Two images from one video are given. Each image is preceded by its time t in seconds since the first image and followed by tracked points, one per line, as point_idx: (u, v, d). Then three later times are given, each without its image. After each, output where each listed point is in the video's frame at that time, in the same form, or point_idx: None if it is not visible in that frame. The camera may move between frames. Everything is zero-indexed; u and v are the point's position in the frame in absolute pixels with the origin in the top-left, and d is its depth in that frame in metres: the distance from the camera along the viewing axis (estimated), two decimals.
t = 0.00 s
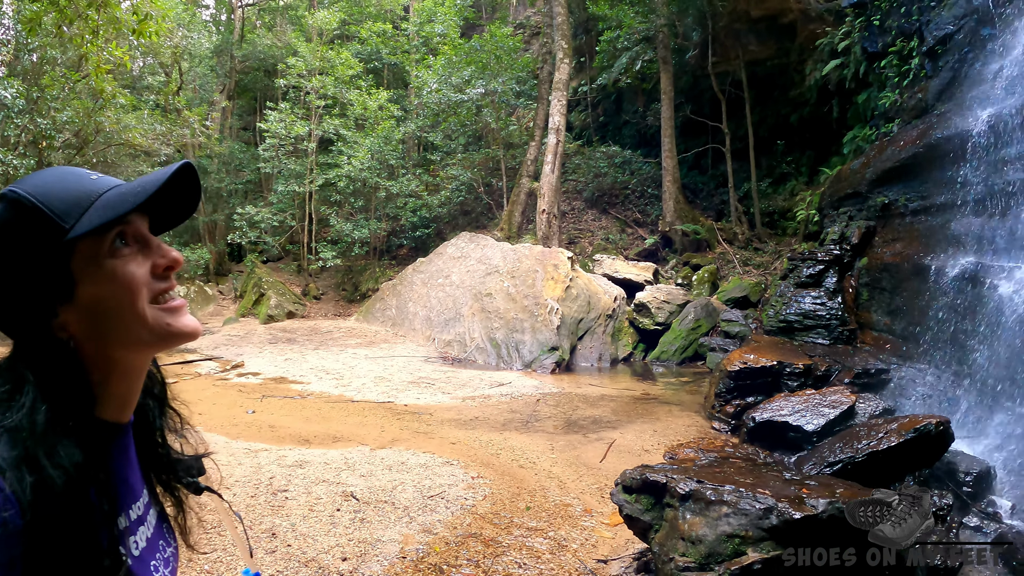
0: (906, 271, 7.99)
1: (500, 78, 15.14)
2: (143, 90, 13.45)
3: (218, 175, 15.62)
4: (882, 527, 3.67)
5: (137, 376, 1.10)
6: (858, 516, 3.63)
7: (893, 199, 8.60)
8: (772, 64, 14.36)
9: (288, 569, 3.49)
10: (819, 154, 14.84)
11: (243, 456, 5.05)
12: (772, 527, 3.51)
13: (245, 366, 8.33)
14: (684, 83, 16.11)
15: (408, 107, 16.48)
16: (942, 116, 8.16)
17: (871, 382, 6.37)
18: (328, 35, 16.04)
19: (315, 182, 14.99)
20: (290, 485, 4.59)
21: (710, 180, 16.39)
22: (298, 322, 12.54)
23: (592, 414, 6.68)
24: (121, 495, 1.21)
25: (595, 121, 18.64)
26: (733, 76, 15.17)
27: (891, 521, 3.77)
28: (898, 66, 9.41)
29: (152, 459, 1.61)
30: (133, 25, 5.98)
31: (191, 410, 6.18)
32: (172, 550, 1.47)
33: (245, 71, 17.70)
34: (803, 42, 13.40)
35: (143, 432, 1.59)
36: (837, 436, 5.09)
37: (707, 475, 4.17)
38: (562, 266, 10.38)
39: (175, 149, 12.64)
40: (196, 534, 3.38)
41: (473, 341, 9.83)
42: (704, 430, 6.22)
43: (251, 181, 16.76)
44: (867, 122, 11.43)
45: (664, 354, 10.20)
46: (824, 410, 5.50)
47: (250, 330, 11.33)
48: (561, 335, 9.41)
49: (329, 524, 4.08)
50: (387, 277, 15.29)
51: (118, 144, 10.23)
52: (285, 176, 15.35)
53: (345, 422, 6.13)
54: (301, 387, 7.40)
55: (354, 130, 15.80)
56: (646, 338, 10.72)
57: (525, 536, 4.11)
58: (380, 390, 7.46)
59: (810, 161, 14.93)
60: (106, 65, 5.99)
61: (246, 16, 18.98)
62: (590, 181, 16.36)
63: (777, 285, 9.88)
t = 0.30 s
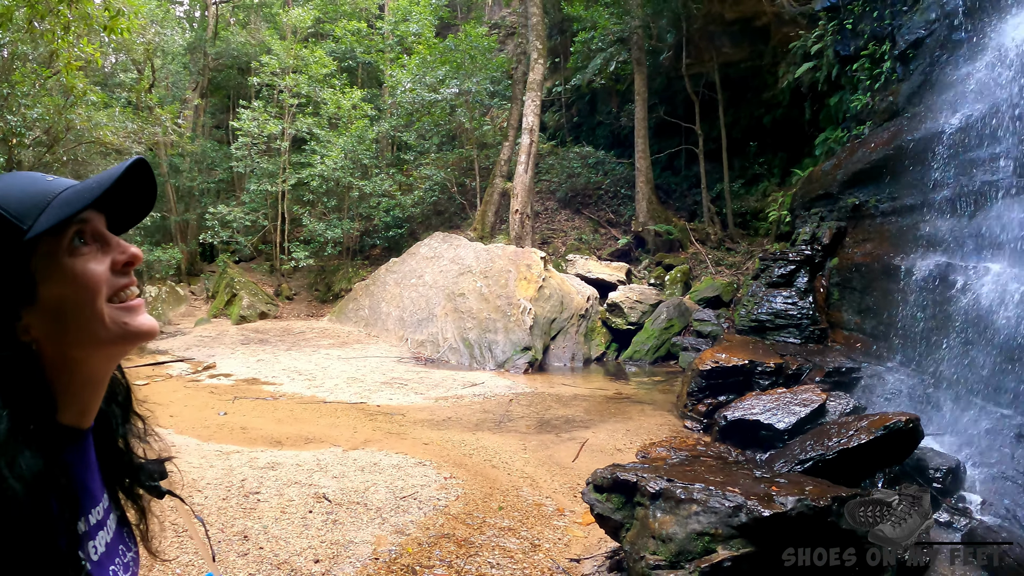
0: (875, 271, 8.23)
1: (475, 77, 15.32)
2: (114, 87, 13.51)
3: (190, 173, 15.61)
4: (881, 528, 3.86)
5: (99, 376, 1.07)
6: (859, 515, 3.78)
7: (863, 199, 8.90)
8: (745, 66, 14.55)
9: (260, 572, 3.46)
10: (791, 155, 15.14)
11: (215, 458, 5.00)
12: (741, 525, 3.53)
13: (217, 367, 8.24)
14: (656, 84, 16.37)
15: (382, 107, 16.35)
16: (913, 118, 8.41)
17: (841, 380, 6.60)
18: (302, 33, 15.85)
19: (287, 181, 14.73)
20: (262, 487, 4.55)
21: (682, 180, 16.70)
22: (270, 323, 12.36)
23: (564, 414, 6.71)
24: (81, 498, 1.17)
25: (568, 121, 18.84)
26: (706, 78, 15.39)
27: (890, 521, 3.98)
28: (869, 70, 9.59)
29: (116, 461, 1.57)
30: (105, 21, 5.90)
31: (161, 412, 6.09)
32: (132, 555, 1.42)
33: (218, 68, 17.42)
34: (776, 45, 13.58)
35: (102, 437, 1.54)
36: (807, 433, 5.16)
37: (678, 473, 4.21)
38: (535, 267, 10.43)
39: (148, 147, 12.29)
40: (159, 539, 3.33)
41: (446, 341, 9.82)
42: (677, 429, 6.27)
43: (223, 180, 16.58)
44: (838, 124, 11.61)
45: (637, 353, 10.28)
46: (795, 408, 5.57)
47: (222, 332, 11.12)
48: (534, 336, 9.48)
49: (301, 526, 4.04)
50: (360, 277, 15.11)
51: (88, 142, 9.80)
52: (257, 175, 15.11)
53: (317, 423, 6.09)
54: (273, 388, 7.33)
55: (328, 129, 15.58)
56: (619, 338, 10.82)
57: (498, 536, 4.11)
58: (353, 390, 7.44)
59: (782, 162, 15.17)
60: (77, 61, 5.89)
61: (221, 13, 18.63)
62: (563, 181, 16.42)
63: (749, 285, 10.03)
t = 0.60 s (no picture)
0: (835, 271, 8.46)
1: (439, 77, 15.38)
2: (75, 83, 12.64)
3: (151, 171, 15.12)
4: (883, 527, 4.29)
5: (46, 380, 1.03)
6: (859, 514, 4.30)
7: (824, 202, 9.02)
8: (710, 69, 14.77)
9: None
10: (752, 157, 15.45)
11: (175, 462, 4.91)
12: (700, 522, 3.58)
13: (179, 369, 8.09)
14: (621, 86, 16.59)
15: (346, 105, 16.23)
16: (873, 121, 8.62)
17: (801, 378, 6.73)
18: (266, 30, 15.56)
19: (250, 180, 14.46)
20: (224, 490, 4.48)
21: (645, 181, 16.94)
22: (232, 324, 12.14)
23: (527, 413, 6.73)
24: (30, 504, 1.11)
25: (533, 122, 18.99)
26: (670, 80, 15.62)
27: (891, 521, 4.39)
28: (831, 74, 10.01)
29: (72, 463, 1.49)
30: (63, 16, 5.77)
31: (119, 415, 5.95)
32: (88, 558, 1.35)
33: (181, 65, 17.04)
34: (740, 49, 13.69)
35: (56, 440, 1.44)
36: (767, 431, 5.25)
37: (638, 471, 4.24)
38: (497, 267, 10.50)
39: (108, 145, 11.94)
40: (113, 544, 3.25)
41: (409, 341, 9.77)
42: (639, 427, 6.32)
43: (184, 179, 16.19)
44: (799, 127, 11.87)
45: (600, 353, 10.31)
46: (756, 406, 5.66)
47: (182, 333, 10.84)
48: (496, 336, 9.52)
49: (264, 529, 3.99)
50: (323, 277, 14.94)
51: (48, 138, 9.59)
52: (219, 173, 14.67)
53: (280, 425, 6.02)
54: (235, 389, 7.23)
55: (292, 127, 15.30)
56: (581, 337, 10.91)
57: (461, 536, 4.10)
58: (315, 391, 7.37)
59: (745, 163, 15.48)
60: (35, 55, 5.71)
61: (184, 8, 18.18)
62: (527, 181, 16.44)
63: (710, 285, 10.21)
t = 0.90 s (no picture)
0: (805, 271, 8.62)
1: (412, 76, 15.29)
2: (45, 78, 12.59)
3: (121, 170, 14.89)
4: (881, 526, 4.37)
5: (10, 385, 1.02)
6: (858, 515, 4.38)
7: (794, 201, 9.25)
8: (683, 70, 14.89)
9: None
10: (724, 158, 15.62)
11: (145, 464, 4.83)
12: (669, 520, 3.60)
13: (149, 370, 7.96)
14: (594, 86, 16.69)
15: (318, 104, 16.11)
16: (844, 124, 8.78)
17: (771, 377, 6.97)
18: (239, 26, 15.34)
19: (221, 179, 14.21)
20: (195, 493, 4.42)
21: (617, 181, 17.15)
22: (203, 324, 11.97)
23: (499, 413, 6.74)
24: None
25: (505, 121, 19.10)
26: (643, 81, 15.76)
27: (889, 520, 4.45)
28: (803, 76, 10.10)
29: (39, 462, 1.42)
30: (31, 12, 5.66)
31: (86, 418, 5.84)
32: (56, 561, 1.30)
33: (152, 61, 16.74)
34: (713, 50, 13.81)
35: (22, 440, 1.38)
36: (737, 429, 5.30)
37: (608, 470, 4.26)
38: (469, 266, 10.45)
39: (77, 142, 11.70)
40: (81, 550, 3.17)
41: (380, 341, 9.72)
42: (610, 426, 6.37)
43: (156, 177, 15.81)
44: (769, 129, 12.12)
45: (572, 353, 10.33)
46: (726, 404, 5.73)
47: (152, 334, 10.65)
48: (468, 335, 9.54)
49: (234, 532, 3.93)
50: (295, 276, 14.81)
51: (16, 135, 9.41)
52: (189, 171, 14.56)
53: (251, 426, 5.95)
54: (205, 391, 7.13)
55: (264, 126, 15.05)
56: (554, 337, 10.89)
57: (433, 537, 4.09)
58: (286, 392, 7.28)
59: (716, 164, 15.64)
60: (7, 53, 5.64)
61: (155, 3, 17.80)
62: (499, 181, 16.44)
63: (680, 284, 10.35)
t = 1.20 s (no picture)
0: (772, 269, 8.80)
1: (381, 74, 15.20)
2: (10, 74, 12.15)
3: (87, 168, 14.47)
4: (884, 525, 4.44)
5: None
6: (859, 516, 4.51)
7: (761, 201, 9.51)
8: (652, 70, 15.04)
9: None
10: (692, 158, 15.80)
11: (111, 468, 4.74)
12: (635, 517, 3.63)
13: (115, 372, 7.83)
14: (564, 86, 16.79)
15: (287, 102, 16.00)
16: (810, 124, 9.12)
17: (736, 374, 7.04)
18: (207, 23, 15.10)
19: (188, 178, 13.98)
20: (162, 497, 4.34)
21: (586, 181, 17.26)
22: (170, 325, 11.76)
23: (469, 412, 6.73)
24: None
25: (475, 121, 19.16)
26: (612, 81, 15.91)
27: (891, 520, 4.52)
28: (770, 77, 10.58)
29: None
30: None
31: (49, 421, 5.71)
32: (17, 563, 1.26)
33: (120, 57, 16.45)
34: (682, 51, 14.01)
35: None
36: (705, 427, 5.36)
37: (575, 469, 4.28)
38: (437, 266, 10.51)
39: (41, 139, 11.42)
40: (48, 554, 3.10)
41: (349, 341, 9.65)
42: (580, 424, 6.41)
43: (122, 175, 15.44)
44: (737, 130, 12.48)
45: (541, 352, 10.39)
46: (694, 402, 5.80)
47: (118, 335, 10.44)
48: (437, 335, 9.54)
49: (202, 535, 3.87)
50: (263, 276, 14.63)
51: None
52: (156, 170, 14.27)
53: (218, 428, 5.88)
54: (172, 393, 7.01)
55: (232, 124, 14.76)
56: (522, 336, 11.04)
57: (402, 537, 4.07)
58: (254, 394, 7.20)
59: (684, 164, 15.80)
60: None
61: None
62: (468, 180, 16.42)
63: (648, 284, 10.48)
